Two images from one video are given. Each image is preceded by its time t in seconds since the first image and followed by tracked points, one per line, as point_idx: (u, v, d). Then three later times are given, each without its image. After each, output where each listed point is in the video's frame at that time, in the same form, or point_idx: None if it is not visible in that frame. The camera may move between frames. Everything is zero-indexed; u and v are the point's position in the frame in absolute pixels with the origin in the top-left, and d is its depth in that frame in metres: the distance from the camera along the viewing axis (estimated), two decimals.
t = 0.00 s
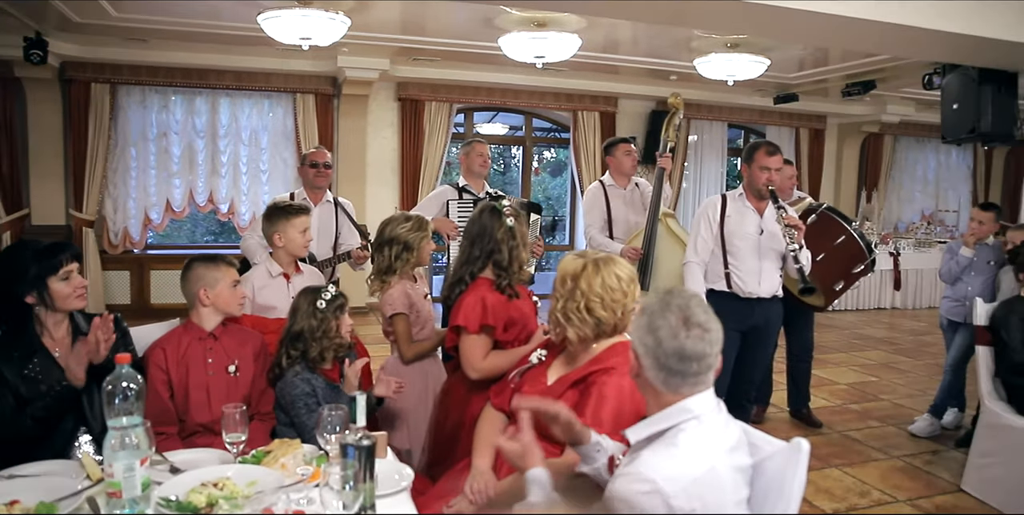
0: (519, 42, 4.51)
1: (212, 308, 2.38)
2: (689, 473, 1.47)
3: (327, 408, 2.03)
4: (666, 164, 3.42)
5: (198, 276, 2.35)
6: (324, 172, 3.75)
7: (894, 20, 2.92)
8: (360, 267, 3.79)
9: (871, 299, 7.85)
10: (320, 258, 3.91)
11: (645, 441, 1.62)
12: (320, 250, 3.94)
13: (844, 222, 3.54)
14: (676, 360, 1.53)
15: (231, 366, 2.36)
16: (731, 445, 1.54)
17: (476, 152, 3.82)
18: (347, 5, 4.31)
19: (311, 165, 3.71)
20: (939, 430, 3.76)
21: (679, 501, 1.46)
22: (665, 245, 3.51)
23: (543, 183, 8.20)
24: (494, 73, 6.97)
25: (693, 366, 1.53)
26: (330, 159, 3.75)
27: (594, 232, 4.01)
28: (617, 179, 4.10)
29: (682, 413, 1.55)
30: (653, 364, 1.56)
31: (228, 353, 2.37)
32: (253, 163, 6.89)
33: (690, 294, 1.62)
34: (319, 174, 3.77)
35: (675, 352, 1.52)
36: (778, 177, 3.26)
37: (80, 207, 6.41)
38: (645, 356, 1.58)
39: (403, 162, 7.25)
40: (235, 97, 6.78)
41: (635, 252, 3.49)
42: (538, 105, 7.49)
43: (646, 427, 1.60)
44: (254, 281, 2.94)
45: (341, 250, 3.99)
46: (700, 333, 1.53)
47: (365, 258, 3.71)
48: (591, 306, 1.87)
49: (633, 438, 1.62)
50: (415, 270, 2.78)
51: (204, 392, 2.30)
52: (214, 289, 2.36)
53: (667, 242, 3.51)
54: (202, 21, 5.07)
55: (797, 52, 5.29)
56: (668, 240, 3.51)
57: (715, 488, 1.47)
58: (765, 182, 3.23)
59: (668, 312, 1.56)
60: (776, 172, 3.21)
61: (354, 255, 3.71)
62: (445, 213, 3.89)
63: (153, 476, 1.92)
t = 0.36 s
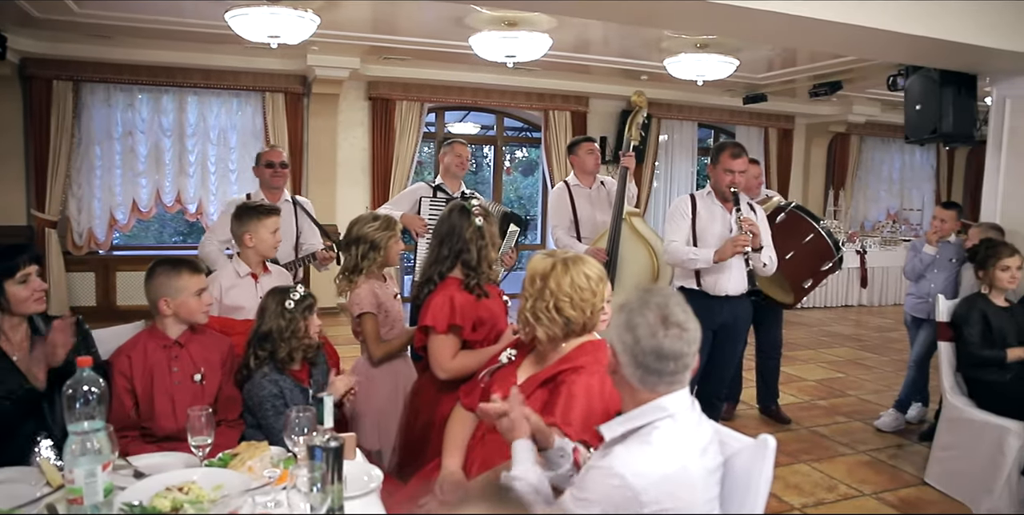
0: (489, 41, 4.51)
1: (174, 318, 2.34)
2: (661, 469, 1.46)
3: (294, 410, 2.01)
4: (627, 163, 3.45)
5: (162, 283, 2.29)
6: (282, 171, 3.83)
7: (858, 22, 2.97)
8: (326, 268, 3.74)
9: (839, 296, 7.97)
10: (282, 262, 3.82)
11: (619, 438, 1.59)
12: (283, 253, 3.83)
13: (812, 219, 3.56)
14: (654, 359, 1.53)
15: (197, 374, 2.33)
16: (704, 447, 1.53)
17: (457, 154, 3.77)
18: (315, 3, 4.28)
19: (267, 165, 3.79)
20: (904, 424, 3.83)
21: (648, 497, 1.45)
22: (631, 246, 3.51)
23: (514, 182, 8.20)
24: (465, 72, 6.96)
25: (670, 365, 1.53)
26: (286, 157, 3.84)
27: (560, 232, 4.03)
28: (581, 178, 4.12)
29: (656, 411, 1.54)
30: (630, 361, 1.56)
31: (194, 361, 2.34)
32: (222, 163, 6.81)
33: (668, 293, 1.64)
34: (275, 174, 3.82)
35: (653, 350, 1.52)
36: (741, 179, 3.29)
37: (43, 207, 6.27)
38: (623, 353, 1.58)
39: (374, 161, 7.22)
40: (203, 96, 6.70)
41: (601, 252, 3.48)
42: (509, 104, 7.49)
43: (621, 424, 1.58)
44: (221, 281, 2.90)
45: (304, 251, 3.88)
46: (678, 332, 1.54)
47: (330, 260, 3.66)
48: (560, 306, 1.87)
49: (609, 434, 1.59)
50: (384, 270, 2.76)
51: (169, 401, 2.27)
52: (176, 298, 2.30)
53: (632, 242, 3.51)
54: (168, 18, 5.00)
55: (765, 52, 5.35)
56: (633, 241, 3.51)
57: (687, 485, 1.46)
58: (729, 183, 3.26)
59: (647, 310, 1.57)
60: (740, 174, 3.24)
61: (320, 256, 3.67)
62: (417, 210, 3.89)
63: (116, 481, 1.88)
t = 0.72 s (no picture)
0: (459, 40, 4.49)
1: (138, 322, 2.29)
2: (626, 464, 1.47)
3: (261, 412, 1.99)
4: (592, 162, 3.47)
5: (124, 289, 2.25)
6: (228, 169, 3.57)
7: (822, 22, 3.00)
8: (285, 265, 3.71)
9: (807, 293, 8.08)
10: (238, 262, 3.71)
11: (584, 433, 1.60)
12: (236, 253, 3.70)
13: (777, 215, 3.63)
14: (617, 355, 1.53)
15: (162, 379, 2.29)
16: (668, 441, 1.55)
17: (435, 154, 3.75)
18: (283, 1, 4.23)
19: (212, 163, 3.52)
20: (870, 419, 3.90)
21: (612, 492, 1.46)
22: (593, 244, 3.55)
23: (486, 181, 8.20)
24: (435, 71, 6.94)
25: (633, 362, 1.54)
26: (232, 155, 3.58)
27: (528, 232, 4.05)
28: (551, 178, 4.13)
29: (620, 407, 1.54)
30: (593, 358, 1.56)
31: (159, 366, 2.29)
32: (189, 162, 6.72)
33: (632, 291, 1.65)
34: (222, 172, 3.55)
35: (616, 347, 1.53)
36: (710, 178, 3.31)
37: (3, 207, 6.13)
38: (586, 350, 1.58)
39: (344, 161, 7.18)
40: (169, 94, 6.60)
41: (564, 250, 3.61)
42: (481, 103, 7.47)
43: (586, 421, 1.58)
44: (186, 282, 2.86)
45: (257, 249, 3.72)
46: (641, 328, 1.55)
47: (289, 256, 3.64)
48: (529, 306, 1.87)
49: (572, 431, 1.60)
50: (355, 270, 2.74)
51: (133, 406, 2.24)
52: (138, 303, 2.25)
53: (596, 241, 3.55)
54: (131, 15, 4.91)
55: (734, 52, 5.40)
56: (597, 240, 3.55)
57: (651, 480, 1.47)
58: (698, 182, 3.29)
59: (610, 308, 1.58)
60: (708, 173, 3.27)
61: (279, 252, 3.64)
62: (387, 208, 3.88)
63: (76, 487, 1.85)
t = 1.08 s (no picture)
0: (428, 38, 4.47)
1: (100, 325, 2.24)
2: (585, 456, 1.48)
3: (226, 414, 1.97)
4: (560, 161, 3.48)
5: (85, 291, 2.19)
6: (180, 168, 3.48)
7: (787, 24, 3.04)
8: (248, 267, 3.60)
9: (774, 290, 8.19)
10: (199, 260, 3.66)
11: (542, 427, 1.62)
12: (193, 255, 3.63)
13: (739, 213, 3.67)
14: (571, 349, 1.55)
15: (125, 382, 2.25)
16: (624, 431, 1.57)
17: (396, 152, 3.72)
18: None
19: (163, 162, 3.42)
20: (835, 414, 3.96)
21: (570, 483, 1.46)
22: (561, 242, 3.58)
23: (456, 180, 8.18)
24: (404, 70, 6.91)
25: (587, 356, 1.56)
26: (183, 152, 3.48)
27: (499, 233, 4.07)
28: (518, 176, 4.11)
29: (576, 400, 1.56)
30: (549, 353, 1.58)
31: (122, 369, 2.25)
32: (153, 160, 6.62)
33: (586, 287, 1.67)
34: (173, 170, 3.47)
35: (570, 341, 1.55)
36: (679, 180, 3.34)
37: None
38: (541, 345, 1.60)
39: (313, 160, 7.13)
40: (133, 91, 6.49)
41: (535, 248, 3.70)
42: (450, 103, 7.42)
43: (543, 414, 1.60)
44: (150, 284, 2.80)
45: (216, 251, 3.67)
46: (594, 323, 1.57)
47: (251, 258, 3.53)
48: (508, 306, 1.88)
49: (530, 425, 1.62)
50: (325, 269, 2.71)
51: (95, 410, 2.20)
52: (100, 306, 2.21)
53: (563, 239, 3.58)
54: (92, 10, 4.81)
55: (702, 52, 5.45)
56: (563, 238, 3.58)
57: (608, 471, 1.49)
58: (665, 183, 3.31)
59: (563, 303, 1.60)
60: (676, 175, 3.29)
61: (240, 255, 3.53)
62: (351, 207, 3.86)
63: (33, 494, 1.81)
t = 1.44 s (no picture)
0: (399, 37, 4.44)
1: (62, 327, 2.20)
2: (555, 455, 1.48)
3: (194, 416, 1.94)
4: (531, 160, 3.50)
5: (46, 292, 2.15)
6: (138, 167, 3.46)
7: (755, 24, 3.07)
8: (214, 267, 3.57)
9: (745, 288, 8.28)
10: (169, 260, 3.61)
11: (512, 428, 1.62)
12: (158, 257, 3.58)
13: (709, 210, 3.70)
14: (538, 348, 1.56)
15: (89, 385, 2.21)
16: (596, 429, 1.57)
17: (353, 149, 3.68)
18: None
19: (119, 162, 3.40)
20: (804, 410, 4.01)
21: (542, 483, 1.46)
22: (532, 241, 3.59)
23: (428, 179, 8.15)
24: (375, 68, 6.85)
25: (555, 354, 1.56)
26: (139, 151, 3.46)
27: (470, 235, 4.04)
28: (487, 176, 4.11)
29: (546, 399, 1.57)
30: (516, 353, 1.59)
31: (85, 372, 2.21)
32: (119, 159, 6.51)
33: (553, 287, 1.67)
34: (130, 170, 3.44)
35: (538, 340, 1.55)
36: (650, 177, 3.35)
37: None
38: (509, 345, 1.60)
39: (284, 159, 7.06)
40: (98, 89, 6.37)
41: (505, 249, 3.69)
42: (422, 101, 7.37)
43: (515, 415, 1.60)
44: (115, 284, 2.75)
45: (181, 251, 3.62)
46: (562, 322, 1.58)
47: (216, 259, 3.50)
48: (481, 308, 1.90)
49: (501, 426, 1.62)
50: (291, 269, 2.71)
51: (58, 413, 2.16)
52: (62, 307, 2.16)
53: (533, 238, 3.59)
54: (54, 5, 4.70)
55: (673, 52, 5.49)
56: (534, 238, 3.59)
57: (579, 469, 1.49)
58: (637, 180, 3.32)
59: (529, 303, 1.60)
60: (647, 172, 3.30)
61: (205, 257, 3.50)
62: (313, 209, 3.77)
63: None
